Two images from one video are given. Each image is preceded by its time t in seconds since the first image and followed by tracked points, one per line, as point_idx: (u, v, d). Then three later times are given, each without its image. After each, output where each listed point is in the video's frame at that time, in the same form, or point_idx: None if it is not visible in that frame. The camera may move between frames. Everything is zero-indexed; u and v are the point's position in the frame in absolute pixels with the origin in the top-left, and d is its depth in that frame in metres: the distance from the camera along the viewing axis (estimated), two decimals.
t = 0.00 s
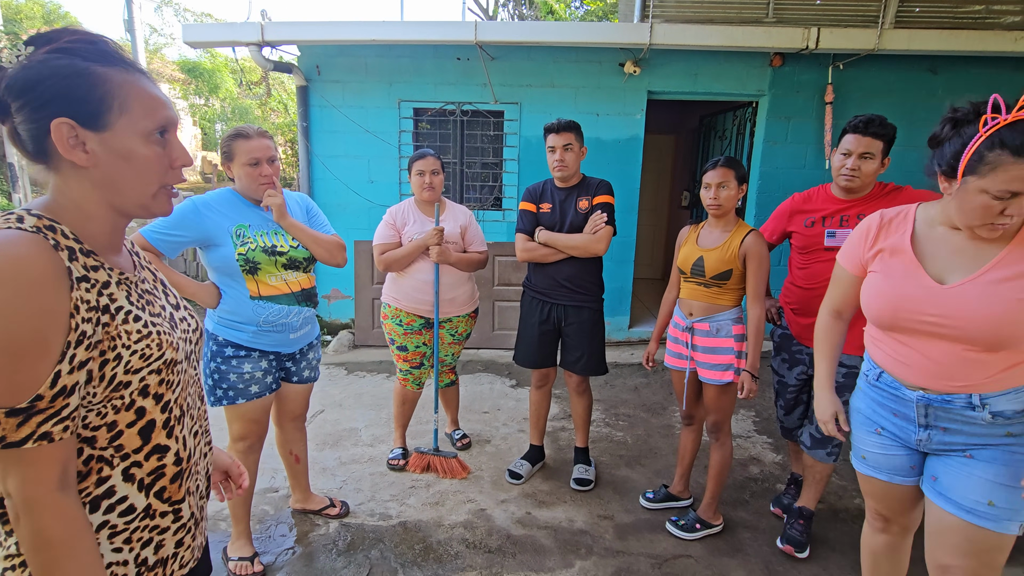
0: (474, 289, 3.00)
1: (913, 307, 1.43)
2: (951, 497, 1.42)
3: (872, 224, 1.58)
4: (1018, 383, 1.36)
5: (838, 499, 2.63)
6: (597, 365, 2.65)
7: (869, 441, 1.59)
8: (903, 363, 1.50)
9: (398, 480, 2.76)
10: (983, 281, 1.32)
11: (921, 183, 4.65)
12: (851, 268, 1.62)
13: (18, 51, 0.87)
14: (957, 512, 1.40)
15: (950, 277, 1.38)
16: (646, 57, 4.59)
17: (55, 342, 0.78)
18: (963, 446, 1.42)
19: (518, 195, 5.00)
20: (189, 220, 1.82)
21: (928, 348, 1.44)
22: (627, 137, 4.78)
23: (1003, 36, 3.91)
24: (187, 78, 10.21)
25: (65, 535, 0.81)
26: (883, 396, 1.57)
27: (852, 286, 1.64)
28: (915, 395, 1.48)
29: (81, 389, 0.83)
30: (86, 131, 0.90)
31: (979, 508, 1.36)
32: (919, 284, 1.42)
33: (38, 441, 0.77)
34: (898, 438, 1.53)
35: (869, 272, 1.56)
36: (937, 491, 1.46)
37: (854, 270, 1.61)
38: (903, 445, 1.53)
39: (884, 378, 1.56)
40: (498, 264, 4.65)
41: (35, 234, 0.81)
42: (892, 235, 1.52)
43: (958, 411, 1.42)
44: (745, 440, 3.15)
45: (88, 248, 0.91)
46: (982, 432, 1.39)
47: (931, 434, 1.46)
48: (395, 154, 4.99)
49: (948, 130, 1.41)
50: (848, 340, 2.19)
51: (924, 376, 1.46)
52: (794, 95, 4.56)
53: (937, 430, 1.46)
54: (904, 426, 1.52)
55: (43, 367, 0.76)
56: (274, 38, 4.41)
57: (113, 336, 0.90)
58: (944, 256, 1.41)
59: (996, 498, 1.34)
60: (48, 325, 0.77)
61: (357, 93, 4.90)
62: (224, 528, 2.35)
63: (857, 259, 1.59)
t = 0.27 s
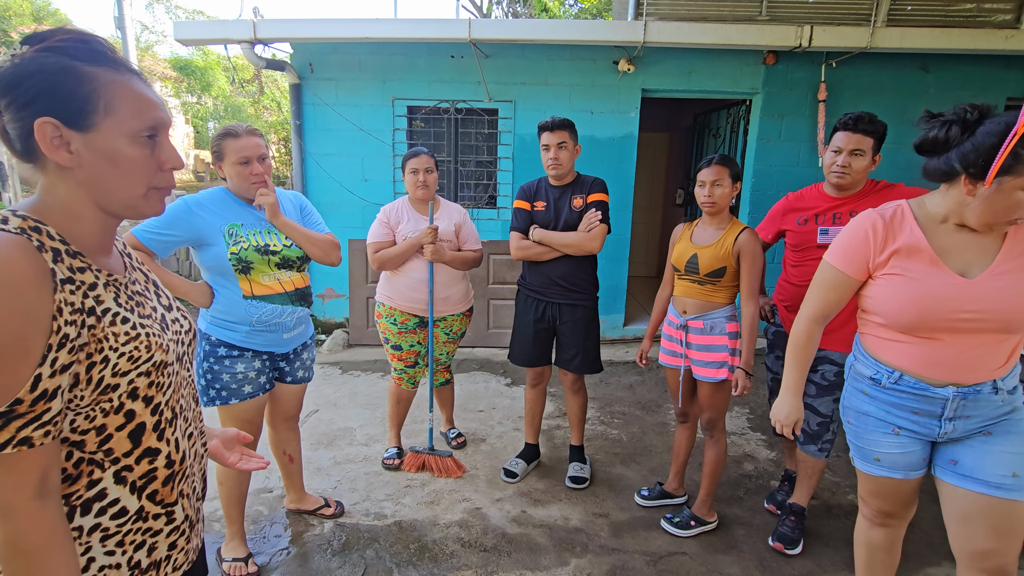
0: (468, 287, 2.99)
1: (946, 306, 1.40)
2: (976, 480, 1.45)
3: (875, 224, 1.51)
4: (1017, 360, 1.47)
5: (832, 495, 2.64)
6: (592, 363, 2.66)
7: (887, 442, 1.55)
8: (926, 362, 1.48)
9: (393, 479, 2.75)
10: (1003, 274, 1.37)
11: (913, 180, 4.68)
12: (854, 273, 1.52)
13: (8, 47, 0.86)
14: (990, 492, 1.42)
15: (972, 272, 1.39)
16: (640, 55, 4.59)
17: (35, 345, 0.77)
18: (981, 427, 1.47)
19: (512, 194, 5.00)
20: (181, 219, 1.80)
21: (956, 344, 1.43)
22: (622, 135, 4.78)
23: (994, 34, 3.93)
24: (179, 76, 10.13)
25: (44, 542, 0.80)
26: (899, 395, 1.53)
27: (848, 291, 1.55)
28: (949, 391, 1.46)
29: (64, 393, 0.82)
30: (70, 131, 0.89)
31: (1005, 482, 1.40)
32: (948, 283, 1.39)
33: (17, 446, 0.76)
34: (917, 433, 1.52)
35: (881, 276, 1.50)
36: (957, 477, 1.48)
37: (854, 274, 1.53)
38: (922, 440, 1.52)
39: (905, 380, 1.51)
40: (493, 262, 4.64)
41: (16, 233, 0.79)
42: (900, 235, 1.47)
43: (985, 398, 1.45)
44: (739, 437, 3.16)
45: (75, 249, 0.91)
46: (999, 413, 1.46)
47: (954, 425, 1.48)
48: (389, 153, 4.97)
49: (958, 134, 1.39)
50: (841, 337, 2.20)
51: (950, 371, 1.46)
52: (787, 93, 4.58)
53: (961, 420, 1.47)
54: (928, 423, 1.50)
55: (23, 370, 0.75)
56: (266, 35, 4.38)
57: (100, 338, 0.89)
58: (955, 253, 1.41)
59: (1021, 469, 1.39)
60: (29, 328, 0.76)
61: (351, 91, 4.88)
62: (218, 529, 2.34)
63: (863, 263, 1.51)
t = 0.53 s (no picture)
0: (464, 287, 2.98)
1: (981, 306, 1.39)
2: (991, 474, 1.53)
3: (903, 224, 1.46)
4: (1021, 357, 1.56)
5: (827, 492, 2.65)
6: (588, 363, 2.66)
7: (915, 446, 1.55)
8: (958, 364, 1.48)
9: (389, 480, 2.74)
10: None
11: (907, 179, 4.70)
12: (885, 274, 1.47)
13: None
14: (999, 485, 1.53)
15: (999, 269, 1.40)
16: (635, 54, 4.59)
17: (11, 350, 0.76)
18: (1000, 426, 1.52)
19: (508, 193, 4.99)
20: (173, 219, 1.79)
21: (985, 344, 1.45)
22: (617, 134, 4.78)
23: (986, 33, 3.96)
24: (172, 75, 10.06)
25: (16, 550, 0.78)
26: (934, 400, 1.52)
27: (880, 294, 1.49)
28: (985, 393, 1.48)
29: (42, 398, 0.80)
30: (59, 134, 0.88)
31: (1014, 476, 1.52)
32: (981, 283, 1.39)
33: None
34: (943, 435, 1.54)
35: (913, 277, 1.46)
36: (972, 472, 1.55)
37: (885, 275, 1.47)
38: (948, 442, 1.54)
39: (943, 385, 1.50)
40: (488, 261, 4.64)
41: None
42: (930, 234, 1.44)
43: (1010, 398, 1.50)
44: (735, 435, 3.17)
45: (65, 252, 0.90)
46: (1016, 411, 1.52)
47: (980, 425, 1.51)
48: (384, 152, 4.95)
49: (990, 132, 1.35)
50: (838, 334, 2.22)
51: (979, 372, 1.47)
52: (781, 92, 4.59)
53: (987, 420, 1.51)
54: (957, 424, 1.52)
55: None
56: (260, 34, 4.36)
57: (85, 342, 0.88)
58: (982, 251, 1.41)
59: None
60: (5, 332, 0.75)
61: (345, 90, 4.86)
62: (213, 531, 2.32)
63: (894, 263, 1.46)
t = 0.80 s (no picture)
0: (460, 287, 2.98)
1: (1008, 319, 1.38)
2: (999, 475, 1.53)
3: (936, 236, 1.43)
4: None
5: (822, 490, 2.67)
6: (584, 362, 2.66)
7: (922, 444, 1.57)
8: (977, 372, 1.48)
9: (386, 480, 2.75)
10: None
11: (901, 178, 4.73)
12: (921, 286, 1.42)
13: None
14: (1004, 487, 1.53)
15: None
16: (630, 54, 4.60)
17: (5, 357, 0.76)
18: (1012, 429, 1.52)
19: (504, 193, 5.00)
20: (167, 221, 1.78)
21: (1004, 353, 1.45)
22: (612, 134, 4.79)
23: (979, 33, 3.98)
24: (166, 75, 10.02)
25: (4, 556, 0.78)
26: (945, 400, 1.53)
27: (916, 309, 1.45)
28: (997, 398, 1.48)
29: (34, 403, 0.81)
30: (57, 138, 0.88)
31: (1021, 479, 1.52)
32: (1010, 295, 1.37)
33: None
34: (952, 435, 1.55)
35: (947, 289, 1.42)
36: (979, 472, 1.56)
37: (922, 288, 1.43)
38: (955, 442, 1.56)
39: (954, 388, 1.51)
40: (485, 262, 4.65)
41: None
42: (963, 245, 1.40)
43: None
44: (730, 434, 3.19)
45: (62, 256, 0.90)
46: None
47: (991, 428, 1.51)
48: (379, 153, 4.95)
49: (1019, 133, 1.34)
50: (835, 334, 2.24)
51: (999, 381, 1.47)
52: (776, 92, 4.61)
53: (998, 423, 1.51)
54: (966, 424, 1.53)
55: None
56: (255, 35, 4.35)
57: (80, 347, 0.88)
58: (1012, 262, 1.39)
59: None
60: None
61: (340, 90, 4.85)
62: (209, 533, 2.32)
63: (930, 275, 1.42)
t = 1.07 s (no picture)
0: (459, 287, 2.99)
1: (1010, 310, 1.39)
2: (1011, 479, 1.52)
3: (937, 224, 1.47)
4: None
5: (820, 488, 2.69)
6: (583, 362, 2.68)
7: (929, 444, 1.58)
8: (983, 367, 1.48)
9: (386, 480, 2.76)
10: None
11: (897, 177, 4.75)
12: (921, 273, 1.46)
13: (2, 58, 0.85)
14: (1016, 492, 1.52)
15: None
16: (628, 54, 4.62)
17: (18, 361, 0.77)
18: None
19: (502, 193, 5.01)
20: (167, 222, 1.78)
21: (1010, 349, 1.45)
22: (610, 134, 4.80)
23: (974, 32, 4.00)
24: (163, 76, 10.01)
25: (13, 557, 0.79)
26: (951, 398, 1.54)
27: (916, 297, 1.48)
28: (1002, 396, 1.48)
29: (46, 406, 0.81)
30: (67, 143, 0.89)
31: None
32: (1013, 287, 1.38)
33: None
34: (960, 436, 1.55)
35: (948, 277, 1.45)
36: (992, 477, 1.55)
37: (923, 275, 1.47)
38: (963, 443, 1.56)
39: (958, 384, 1.53)
40: (483, 261, 4.66)
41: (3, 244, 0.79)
42: (964, 234, 1.44)
43: None
44: (728, 432, 3.20)
45: (71, 260, 0.91)
46: None
47: (1002, 428, 1.51)
48: (378, 153, 4.95)
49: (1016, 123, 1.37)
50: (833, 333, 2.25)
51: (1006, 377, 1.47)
52: (773, 91, 4.63)
53: (1009, 424, 1.50)
54: (975, 424, 1.53)
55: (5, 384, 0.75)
56: (252, 36, 4.35)
57: (89, 351, 0.89)
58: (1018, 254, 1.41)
59: None
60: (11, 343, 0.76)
61: (338, 91, 4.86)
62: (210, 533, 2.33)
63: (930, 263, 1.46)
